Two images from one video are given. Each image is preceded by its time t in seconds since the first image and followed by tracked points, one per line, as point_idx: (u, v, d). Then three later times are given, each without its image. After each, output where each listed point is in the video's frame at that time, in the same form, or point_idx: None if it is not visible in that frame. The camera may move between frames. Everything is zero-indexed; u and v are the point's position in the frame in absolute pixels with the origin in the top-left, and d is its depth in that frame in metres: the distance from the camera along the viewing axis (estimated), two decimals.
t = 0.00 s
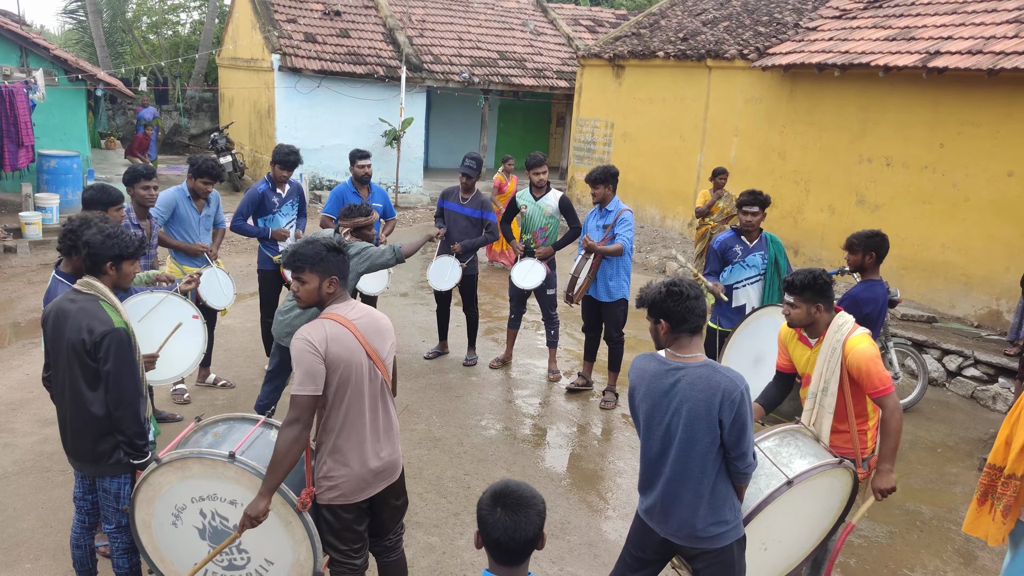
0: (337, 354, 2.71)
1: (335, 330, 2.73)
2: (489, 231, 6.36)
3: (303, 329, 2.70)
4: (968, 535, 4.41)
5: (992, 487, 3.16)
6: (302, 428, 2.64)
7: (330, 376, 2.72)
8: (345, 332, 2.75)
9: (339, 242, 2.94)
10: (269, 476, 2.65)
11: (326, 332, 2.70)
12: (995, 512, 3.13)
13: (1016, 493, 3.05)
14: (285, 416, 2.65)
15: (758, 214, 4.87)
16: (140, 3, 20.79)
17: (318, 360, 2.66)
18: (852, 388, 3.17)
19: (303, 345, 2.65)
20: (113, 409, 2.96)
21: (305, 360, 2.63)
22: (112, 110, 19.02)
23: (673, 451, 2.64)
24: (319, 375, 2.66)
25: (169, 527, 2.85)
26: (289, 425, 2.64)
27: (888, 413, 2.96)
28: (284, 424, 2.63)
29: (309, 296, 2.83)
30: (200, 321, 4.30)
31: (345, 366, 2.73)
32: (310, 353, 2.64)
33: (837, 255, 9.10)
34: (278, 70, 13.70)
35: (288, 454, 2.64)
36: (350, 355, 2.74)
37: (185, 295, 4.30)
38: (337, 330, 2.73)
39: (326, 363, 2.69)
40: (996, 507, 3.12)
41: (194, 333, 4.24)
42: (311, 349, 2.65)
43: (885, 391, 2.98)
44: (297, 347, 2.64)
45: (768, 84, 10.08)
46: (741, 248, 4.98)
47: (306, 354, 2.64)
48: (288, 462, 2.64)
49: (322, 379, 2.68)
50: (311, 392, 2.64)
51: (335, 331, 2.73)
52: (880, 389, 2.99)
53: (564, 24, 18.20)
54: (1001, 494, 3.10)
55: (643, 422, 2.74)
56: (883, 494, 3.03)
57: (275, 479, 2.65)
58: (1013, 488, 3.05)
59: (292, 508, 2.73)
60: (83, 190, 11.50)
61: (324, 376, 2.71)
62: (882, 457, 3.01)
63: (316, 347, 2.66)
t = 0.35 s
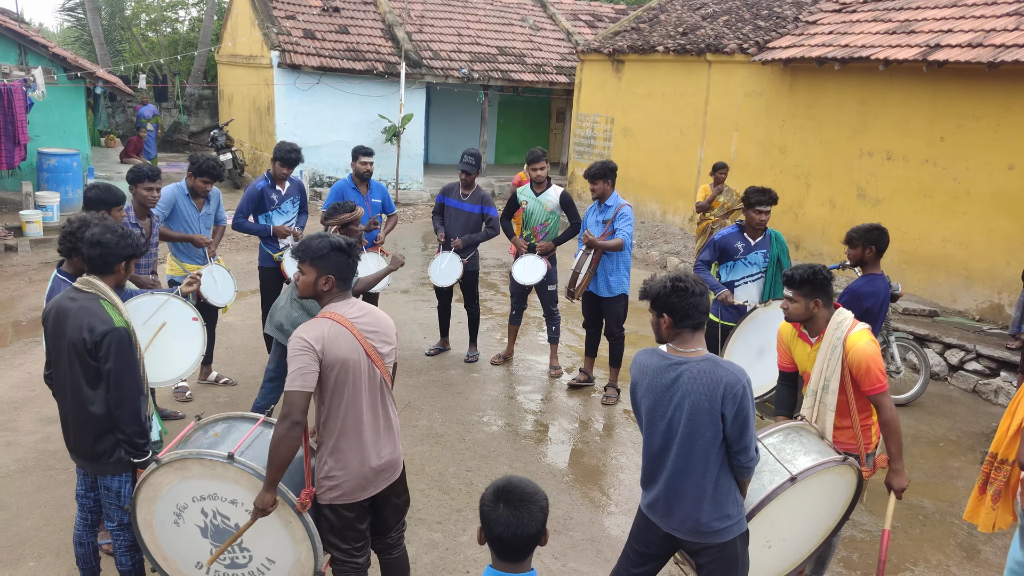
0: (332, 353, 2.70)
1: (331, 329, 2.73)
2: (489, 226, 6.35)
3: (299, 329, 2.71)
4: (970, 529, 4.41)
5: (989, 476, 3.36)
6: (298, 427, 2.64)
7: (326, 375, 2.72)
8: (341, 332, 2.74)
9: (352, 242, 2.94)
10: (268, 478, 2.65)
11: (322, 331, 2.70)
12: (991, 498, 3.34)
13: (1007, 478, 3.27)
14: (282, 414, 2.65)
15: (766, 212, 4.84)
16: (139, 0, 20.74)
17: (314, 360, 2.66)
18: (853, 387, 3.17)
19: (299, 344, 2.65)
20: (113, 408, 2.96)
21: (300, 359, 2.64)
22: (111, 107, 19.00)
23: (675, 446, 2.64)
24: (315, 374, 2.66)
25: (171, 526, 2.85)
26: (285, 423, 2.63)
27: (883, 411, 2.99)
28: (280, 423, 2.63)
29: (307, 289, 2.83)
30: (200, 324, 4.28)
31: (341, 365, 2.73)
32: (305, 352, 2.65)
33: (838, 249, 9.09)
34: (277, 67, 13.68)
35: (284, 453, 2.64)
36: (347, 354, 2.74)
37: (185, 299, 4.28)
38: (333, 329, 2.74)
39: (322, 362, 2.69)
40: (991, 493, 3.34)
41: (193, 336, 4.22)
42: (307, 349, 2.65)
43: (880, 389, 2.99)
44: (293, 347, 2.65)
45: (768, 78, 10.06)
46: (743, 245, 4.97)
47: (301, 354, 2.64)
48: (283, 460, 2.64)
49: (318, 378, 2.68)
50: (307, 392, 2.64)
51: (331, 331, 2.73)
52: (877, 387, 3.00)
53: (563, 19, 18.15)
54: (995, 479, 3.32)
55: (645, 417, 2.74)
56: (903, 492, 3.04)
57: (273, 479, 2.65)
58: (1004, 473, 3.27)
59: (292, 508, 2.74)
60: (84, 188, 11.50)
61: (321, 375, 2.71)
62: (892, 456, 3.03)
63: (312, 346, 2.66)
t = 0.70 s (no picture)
0: (330, 357, 2.71)
1: (330, 333, 2.73)
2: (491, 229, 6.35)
3: (298, 332, 2.71)
4: (971, 532, 4.41)
5: (994, 468, 3.34)
6: (297, 431, 2.65)
7: (325, 379, 2.72)
8: (340, 336, 2.75)
9: (360, 248, 2.92)
10: (265, 485, 2.65)
11: (320, 335, 2.71)
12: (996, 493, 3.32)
13: (1013, 474, 3.25)
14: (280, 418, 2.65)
15: (770, 216, 4.84)
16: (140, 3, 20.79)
17: (311, 364, 2.66)
18: (856, 391, 3.16)
19: (297, 348, 2.65)
20: (113, 410, 2.96)
21: (298, 363, 2.64)
22: (113, 110, 19.04)
23: (676, 449, 2.64)
24: (313, 378, 2.66)
25: (171, 529, 2.85)
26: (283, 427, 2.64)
27: (886, 414, 2.99)
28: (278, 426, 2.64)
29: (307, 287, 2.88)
30: (200, 330, 4.28)
31: (340, 369, 2.73)
32: (303, 356, 2.65)
33: (839, 252, 9.09)
34: (279, 70, 13.70)
35: (285, 459, 2.64)
36: (345, 358, 2.74)
37: (186, 304, 4.28)
38: (332, 332, 2.74)
39: (320, 366, 2.69)
40: (996, 488, 3.32)
41: (194, 343, 4.23)
42: (304, 353, 2.65)
43: (883, 393, 3.00)
44: (290, 351, 2.65)
45: (769, 81, 10.06)
46: (745, 247, 4.96)
47: (299, 358, 2.64)
48: (282, 466, 2.64)
49: (316, 382, 2.69)
50: (305, 396, 2.64)
51: (329, 335, 2.73)
52: (880, 391, 3.01)
53: (564, 22, 18.19)
54: (1002, 474, 3.30)
55: (645, 419, 2.74)
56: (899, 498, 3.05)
57: (271, 485, 2.65)
58: (1009, 469, 3.26)
59: (292, 511, 2.74)
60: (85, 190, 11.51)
61: (320, 379, 2.71)
62: (892, 460, 3.02)
63: (309, 350, 2.66)
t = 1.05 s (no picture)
0: (330, 357, 2.70)
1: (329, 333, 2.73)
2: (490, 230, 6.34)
3: (298, 331, 2.71)
4: (970, 533, 4.41)
5: (991, 461, 3.35)
6: (297, 429, 2.64)
7: (324, 379, 2.72)
8: (339, 335, 2.75)
9: (359, 249, 2.90)
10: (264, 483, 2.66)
11: (319, 334, 2.71)
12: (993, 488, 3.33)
13: (1013, 469, 3.25)
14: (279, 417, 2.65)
15: (771, 216, 4.84)
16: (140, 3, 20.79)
17: (311, 364, 2.66)
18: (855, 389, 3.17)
19: (296, 348, 2.65)
20: (111, 410, 2.96)
21: (298, 363, 2.64)
22: (112, 109, 19.04)
23: (672, 450, 2.64)
24: (312, 378, 2.66)
25: (170, 528, 2.85)
26: (282, 426, 2.63)
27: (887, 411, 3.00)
28: (278, 425, 2.63)
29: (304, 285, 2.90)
30: (196, 338, 4.26)
31: (339, 368, 2.73)
32: (303, 355, 2.65)
33: (838, 252, 9.10)
34: (278, 69, 13.69)
35: (279, 456, 2.63)
36: (344, 357, 2.74)
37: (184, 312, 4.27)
38: (331, 332, 2.74)
39: (320, 365, 2.69)
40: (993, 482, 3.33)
41: (188, 351, 4.19)
42: (305, 352, 2.65)
43: (884, 391, 3.01)
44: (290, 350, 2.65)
45: (769, 82, 10.07)
46: (743, 246, 4.97)
47: (298, 357, 2.64)
48: (279, 462, 2.64)
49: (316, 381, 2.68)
50: (304, 395, 2.64)
51: (330, 334, 2.73)
52: (881, 388, 3.02)
53: (564, 22, 18.19)
54: (999, 468, 3.30)
55: (641, 421, 2.74)
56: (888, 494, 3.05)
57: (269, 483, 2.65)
58: (1009, 464, 3.25)
59: (292, 511, 2.74)
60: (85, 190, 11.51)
61: (320, 378, 2.71)
62: (885, 458, 3.01)
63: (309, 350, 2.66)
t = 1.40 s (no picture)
0: (329, 354, 2.71)
1: (328, 331, 2.73)
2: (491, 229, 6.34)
3: (298, 329, 2.72)
4: (970, 534, 4.40)
5: (989, 465, 3.34)
6: (298, 426, 2.65)
7: (323, 376, 2.72)
8: (339, 333, 2.75)
9: (357, 244, 2.91)
10: (266, 478, 2.65)
11: (318, 332, 2.71)
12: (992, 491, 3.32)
13: (1011, 472, 3.24)
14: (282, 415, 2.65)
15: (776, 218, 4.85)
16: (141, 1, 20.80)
17: (310, 361, 2.66)
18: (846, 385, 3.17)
19: (295, 345, 2.66)
20: (112, 408, 2.96)
21: (297, 360, 2.64)
22: (114, 108, 19.05)
23: (669, 451, 2.64)
24: (312, 375, 2.66)
25: (170, 526, 2.85)
26: (286, 424, 2.63)
27: (873, 411, 2.94)
28: (280, 422, 2.64)
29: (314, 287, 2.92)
30: (198, 321, 4.27)
31: (337, 366, 2.73)
32: (302, 353, 2.65)
33: (839, 253, 9.10)
34: (279, 68, 13.70)
35: (285, 453, 2.64)
36: (343, 356, 2.74)
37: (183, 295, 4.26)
38: (330, 330, 2.74)
39: (319, 363, 2.69)
40: (991, 485, 3.32)
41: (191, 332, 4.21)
42: (303, 350, 2.65)
43: (870, 390, 2.96)
44: (289, 347, 2.66)
45: (770, 82, 10.06)
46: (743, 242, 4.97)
47: (297, 354, 2.65)
48: (282, 459, 2.64)
49: (315, 379, 2.69)
50: (304, 391, 2.64)
51: (329, 332, 2.73)
52: (867, 386, 2.98)
53: (565, 22, 18.18)
54: (997, 471, 3.30)
55: (640, 420, 2.74)
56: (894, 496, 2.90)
57: (272, 479, 2.65)
58: (1008, 466, 3.25)
59: (291, 508, 2.74)
60: (86, 188, 11.51)
61: (319, 376, 2.71)
62: (879, 455, 2.92)
63: (308, 347, 2.66)
